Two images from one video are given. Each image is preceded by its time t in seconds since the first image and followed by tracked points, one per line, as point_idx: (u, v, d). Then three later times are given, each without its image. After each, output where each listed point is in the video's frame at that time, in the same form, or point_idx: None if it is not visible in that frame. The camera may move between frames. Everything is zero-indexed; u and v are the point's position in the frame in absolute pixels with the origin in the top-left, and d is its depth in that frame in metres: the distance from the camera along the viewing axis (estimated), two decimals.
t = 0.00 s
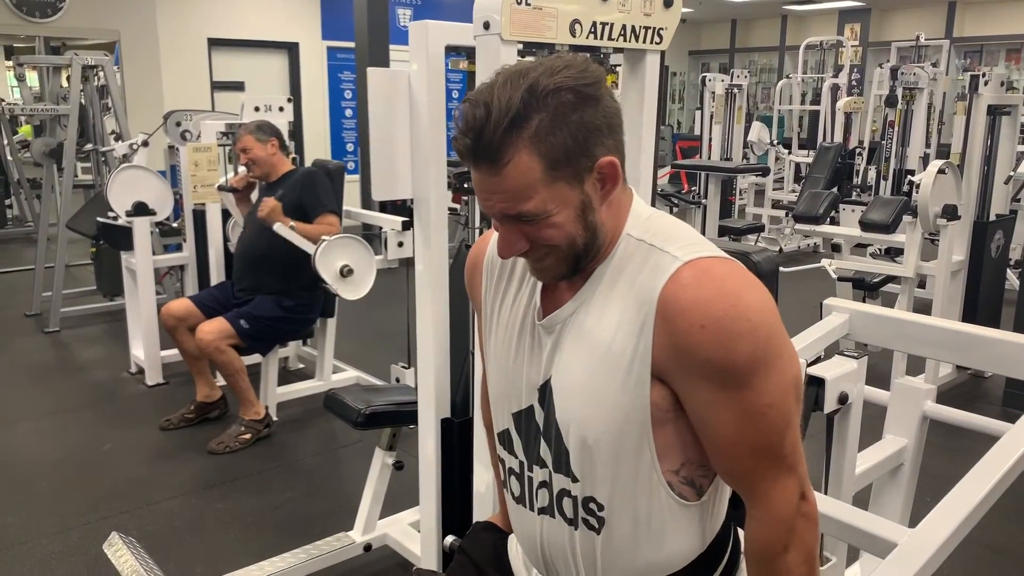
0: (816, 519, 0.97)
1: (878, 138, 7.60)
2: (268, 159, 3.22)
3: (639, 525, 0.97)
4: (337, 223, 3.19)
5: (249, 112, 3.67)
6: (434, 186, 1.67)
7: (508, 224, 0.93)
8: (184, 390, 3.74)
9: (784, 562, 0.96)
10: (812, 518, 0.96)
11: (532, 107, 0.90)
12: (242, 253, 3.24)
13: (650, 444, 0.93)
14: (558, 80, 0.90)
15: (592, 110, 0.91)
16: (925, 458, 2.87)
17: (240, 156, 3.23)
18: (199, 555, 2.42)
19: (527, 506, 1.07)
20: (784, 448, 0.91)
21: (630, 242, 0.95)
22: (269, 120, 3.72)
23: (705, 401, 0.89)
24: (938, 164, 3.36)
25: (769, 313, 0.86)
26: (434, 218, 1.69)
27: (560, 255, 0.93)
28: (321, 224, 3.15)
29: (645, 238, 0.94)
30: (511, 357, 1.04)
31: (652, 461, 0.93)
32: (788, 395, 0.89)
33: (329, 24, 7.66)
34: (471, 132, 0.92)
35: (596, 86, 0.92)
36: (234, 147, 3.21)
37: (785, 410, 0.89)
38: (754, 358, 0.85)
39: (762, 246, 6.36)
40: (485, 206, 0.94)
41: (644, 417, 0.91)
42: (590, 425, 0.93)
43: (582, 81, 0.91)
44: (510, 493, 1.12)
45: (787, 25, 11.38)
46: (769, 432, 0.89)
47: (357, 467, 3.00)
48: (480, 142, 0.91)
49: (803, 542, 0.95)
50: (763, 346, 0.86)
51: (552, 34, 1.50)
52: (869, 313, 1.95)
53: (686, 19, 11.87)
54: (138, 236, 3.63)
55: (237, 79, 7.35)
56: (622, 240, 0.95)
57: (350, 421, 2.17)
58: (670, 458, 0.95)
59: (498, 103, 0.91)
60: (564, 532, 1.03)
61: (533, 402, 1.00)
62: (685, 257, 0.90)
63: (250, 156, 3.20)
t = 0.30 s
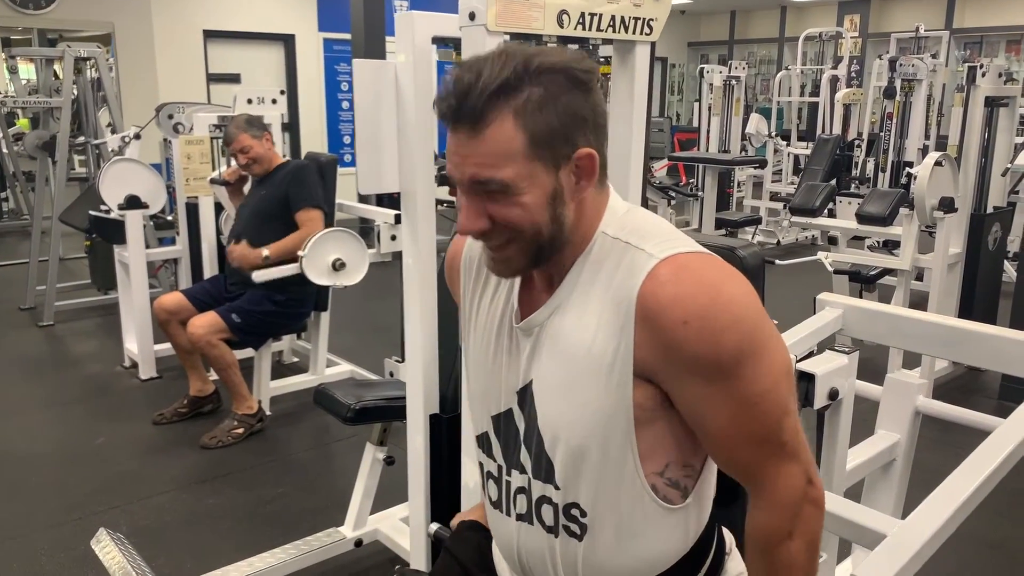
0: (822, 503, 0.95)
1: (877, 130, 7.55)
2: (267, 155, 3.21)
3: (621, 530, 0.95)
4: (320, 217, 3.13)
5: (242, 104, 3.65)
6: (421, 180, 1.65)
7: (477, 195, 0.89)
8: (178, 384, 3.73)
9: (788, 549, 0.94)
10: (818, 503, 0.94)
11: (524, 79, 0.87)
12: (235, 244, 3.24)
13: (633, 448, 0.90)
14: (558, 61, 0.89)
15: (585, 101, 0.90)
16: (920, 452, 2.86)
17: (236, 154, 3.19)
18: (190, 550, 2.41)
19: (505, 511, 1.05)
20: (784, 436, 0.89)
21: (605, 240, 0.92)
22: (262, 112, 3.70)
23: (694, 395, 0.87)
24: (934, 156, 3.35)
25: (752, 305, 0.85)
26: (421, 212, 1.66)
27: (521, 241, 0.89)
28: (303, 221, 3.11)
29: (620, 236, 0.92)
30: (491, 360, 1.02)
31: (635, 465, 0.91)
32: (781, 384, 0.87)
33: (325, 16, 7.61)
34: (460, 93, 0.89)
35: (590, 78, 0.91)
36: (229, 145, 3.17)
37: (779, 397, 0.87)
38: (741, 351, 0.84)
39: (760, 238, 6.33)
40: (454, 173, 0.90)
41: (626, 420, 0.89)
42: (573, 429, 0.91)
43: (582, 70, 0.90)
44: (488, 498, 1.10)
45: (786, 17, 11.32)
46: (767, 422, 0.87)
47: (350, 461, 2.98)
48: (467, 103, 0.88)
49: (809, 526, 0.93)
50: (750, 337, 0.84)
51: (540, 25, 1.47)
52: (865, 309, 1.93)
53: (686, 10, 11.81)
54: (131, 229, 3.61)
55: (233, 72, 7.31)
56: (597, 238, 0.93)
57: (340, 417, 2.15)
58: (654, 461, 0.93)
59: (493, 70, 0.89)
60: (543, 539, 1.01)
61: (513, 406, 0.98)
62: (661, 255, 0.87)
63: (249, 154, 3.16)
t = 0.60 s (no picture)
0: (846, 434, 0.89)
1: (873, 120, 7.50)
2: (257, 144, 3.17)
3: (591, 521, 0.92)
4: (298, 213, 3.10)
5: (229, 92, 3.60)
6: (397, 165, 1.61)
7: (424, 143, 0.85)
8: (166, 376, 3.70)
9: (804, 488, 0.89)
10: (842, 434, 0.88)
11: (491, 32, 0.84)
12: (219, 232, 3.20)
13: (601, 436, 0.87)
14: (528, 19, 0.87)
15: (552, 70, 0.87)
16: (911, 442, 2.84)
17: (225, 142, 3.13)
18: (172, 542, 2.38)
19: (469, 505, 1.03)
20: (791, 375, 0.84)
21: (558, 219, 0.87)
22: (250, 101, 3.66)
23: (676, 360, 0.83)
24: (927, 145, 3.33)
25: (718, 262, 0.81)
26: (399, 198, 1.63)
27: (460, 202, 0.85)
28: (280, 216, 3.08)
29: (573, 215, 0.87)
30: (451, 349, 0.99)
31: (603, 453, 0.88)
32: (770, 322, 0.83)
33: (318, 4, 7.55)
34: (423, 36, 0.86)
35: (561, 47, 0.88)
36: (218, 133, 3.10)
37: (774, 339, 0.82)
38: (720, 303, 0.79)
39: (755, 229, 6.30)
40: (404, 118, 0.87)
41: (592, 408, 0.86)
42: (537, 418, 0.88)
43: (553, 37, 0.87)
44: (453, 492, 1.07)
45: (784, 6, 11.24)
46: (765, 368, 0.82)
47: (337, 453, 2.96)
48: (428, 47, 0.85)
49: (829, 461, 0.88)
50: (724, 292, 0.79)
51: (518, 7, 1.43)
52: (853, 306, 1.89)
53: None
54: (116, 219, 3.57)
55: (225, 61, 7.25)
56: (550, 218, 0.88)
57: (321, 408, 2.12)
58: (621, 448, 0.89)
59: (462, 20, 0.86)
60: (509, 535, 0.98)
61: (474, 394, 0.95)
62: (615, 233, 0.83)
63: (240, 143, 3.11)
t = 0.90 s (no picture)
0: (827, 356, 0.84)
1: (868, 107, 7.44)
2: (236, 131, 3.13)
3: (540, 510, 0.88)
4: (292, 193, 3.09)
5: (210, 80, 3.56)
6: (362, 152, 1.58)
7: (343, 123, 0.81)
8: (149, 366, 3.67)
9: (785, 415, 0.83)
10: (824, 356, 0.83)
11: (414, 6, 0.80)
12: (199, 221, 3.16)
13: (546, 422, 0.83)
14: None
15: (482, 45, 0.82)
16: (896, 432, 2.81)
17: (204, 129, 3.09)
18: (148, 535, 2.36)
19: (417, 495, 0.98)
20: (767, 309, 0.77)
21: (494, 202, 0.84)
22: (232, 88, 3.62)
23: (628, 325, 0.77)
24: (917, 132, 3.29)
25: (658, 223, 0.77)
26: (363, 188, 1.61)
27: (383, 187, 0.81)
28: (275, 197, 3.06)
29: (509, 196, 0.83)
30: (394, 336, 0.95)
31: (550, 440, 0.84)
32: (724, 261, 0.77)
33: None
34: (342, 12, 0.82)
35: (493, 20, 0.83)
36: (199, 120, 3.06)
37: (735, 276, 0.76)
38: (667, 260, 0.74)
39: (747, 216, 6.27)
40: (323, 96, 0.83)
41: (536, 394, 0.82)
42: (481, 405, 0.84)
43: (483, 11, 0.83)
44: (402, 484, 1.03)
45: None
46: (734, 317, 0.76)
47: (318, 444, 2.93)
48: (348, 22, 0.81)
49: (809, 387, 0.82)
50: (670, 249, 0.75)
51: None
52: (833, 302, 1.79)
53: None
54: (98, 208, 3.53)
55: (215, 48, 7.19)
56: (485, 201, 0.84)
57: (294, 401, 2.08)
58: (569, 436, 0.86)
59: None
60: (456, 527, 0.94)
61: (417, 383, 0.91)
62: (553, 214, 0.80)
63: (220, 130, 3.08)
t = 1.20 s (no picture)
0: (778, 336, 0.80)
1: (863, 99, 7.40)
2: (217, 123, 3.10)
3: (486, 508, 0.86)
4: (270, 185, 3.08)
5: (195, 70, 3.53)
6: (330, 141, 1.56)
7: (271, 110, 0.79)
8: (134, 359, 3.65)
9: (737, 399, 0.80)
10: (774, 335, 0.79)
11: None
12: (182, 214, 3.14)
13: (488, 419, 0.80)
14: None
15: (417, 29, 0.80)
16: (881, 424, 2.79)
17: (184, 122, 3.08)
18: (126, 529, 2.34)
19: (365, 494, 0.96)
20: (711, 294, 0.74)
21: (431, 189, 0.82)
22: (217, 79, 3.60)
23: (570, 316, 0.74)
24: (905, 123, 3.26)
25: (594, 209, 0.74)
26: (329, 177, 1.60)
27: (312, 175, 0.79)
28: (253, 190, 3.05)
29: (447, 184, 0.81)
30: (337, 330, 0.92)
31: (493, 438, 0.81)
32: (667, 248, 0.74)
33: None
34: None
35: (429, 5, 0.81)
36: (177, 114, 3.05)
37: (678, 259, 0.73)
38: (603, 249, 0.71)
39: (740, 209, 6.24)
40: (251, 80, 0.80)
41: (477, 390, 0.79)
42: (419, 404, 0.81)
43: None
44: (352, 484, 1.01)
45: None
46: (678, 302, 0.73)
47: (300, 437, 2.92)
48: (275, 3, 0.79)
49: (762, 357, 0.78)
50: (607, 236, 0.72)
51: None
52: (813, 294, 1.73)
53: None
54: (81, 200, 3.51)
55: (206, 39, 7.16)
56: (423, 189, 0.82)
57: (269, 393, 2.06)
58: (514, 433, 0.83)
59: None
60: (403, 527, 0.92)
61: (359, 381, 0.88)
62: (489, 203, 0.77)
63: (199, 123, 3.06)
